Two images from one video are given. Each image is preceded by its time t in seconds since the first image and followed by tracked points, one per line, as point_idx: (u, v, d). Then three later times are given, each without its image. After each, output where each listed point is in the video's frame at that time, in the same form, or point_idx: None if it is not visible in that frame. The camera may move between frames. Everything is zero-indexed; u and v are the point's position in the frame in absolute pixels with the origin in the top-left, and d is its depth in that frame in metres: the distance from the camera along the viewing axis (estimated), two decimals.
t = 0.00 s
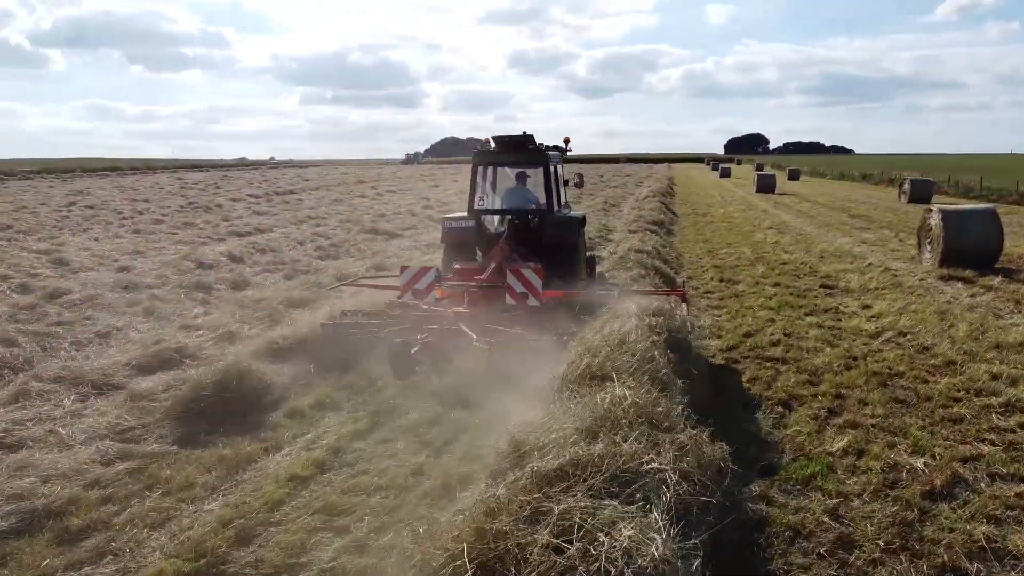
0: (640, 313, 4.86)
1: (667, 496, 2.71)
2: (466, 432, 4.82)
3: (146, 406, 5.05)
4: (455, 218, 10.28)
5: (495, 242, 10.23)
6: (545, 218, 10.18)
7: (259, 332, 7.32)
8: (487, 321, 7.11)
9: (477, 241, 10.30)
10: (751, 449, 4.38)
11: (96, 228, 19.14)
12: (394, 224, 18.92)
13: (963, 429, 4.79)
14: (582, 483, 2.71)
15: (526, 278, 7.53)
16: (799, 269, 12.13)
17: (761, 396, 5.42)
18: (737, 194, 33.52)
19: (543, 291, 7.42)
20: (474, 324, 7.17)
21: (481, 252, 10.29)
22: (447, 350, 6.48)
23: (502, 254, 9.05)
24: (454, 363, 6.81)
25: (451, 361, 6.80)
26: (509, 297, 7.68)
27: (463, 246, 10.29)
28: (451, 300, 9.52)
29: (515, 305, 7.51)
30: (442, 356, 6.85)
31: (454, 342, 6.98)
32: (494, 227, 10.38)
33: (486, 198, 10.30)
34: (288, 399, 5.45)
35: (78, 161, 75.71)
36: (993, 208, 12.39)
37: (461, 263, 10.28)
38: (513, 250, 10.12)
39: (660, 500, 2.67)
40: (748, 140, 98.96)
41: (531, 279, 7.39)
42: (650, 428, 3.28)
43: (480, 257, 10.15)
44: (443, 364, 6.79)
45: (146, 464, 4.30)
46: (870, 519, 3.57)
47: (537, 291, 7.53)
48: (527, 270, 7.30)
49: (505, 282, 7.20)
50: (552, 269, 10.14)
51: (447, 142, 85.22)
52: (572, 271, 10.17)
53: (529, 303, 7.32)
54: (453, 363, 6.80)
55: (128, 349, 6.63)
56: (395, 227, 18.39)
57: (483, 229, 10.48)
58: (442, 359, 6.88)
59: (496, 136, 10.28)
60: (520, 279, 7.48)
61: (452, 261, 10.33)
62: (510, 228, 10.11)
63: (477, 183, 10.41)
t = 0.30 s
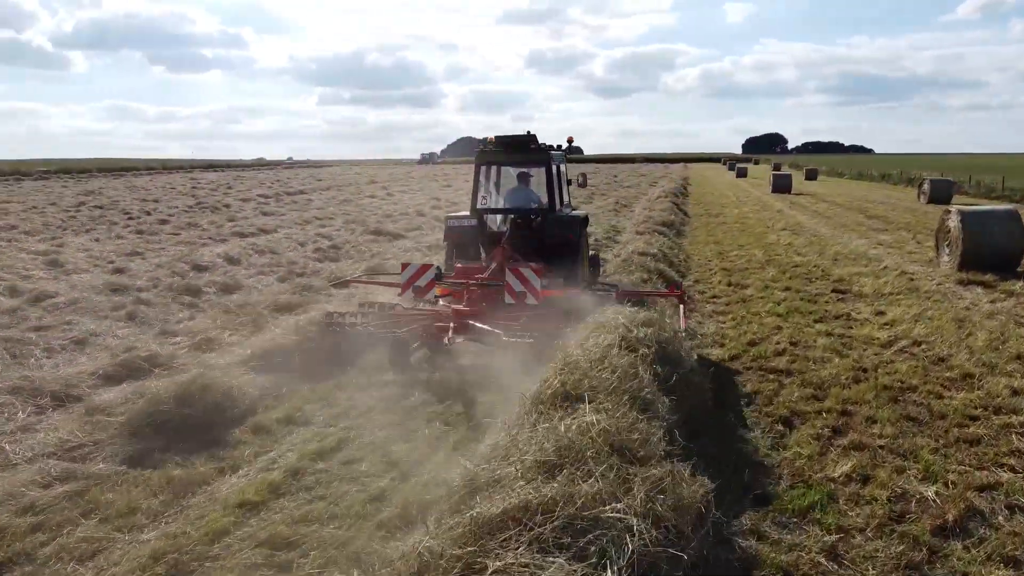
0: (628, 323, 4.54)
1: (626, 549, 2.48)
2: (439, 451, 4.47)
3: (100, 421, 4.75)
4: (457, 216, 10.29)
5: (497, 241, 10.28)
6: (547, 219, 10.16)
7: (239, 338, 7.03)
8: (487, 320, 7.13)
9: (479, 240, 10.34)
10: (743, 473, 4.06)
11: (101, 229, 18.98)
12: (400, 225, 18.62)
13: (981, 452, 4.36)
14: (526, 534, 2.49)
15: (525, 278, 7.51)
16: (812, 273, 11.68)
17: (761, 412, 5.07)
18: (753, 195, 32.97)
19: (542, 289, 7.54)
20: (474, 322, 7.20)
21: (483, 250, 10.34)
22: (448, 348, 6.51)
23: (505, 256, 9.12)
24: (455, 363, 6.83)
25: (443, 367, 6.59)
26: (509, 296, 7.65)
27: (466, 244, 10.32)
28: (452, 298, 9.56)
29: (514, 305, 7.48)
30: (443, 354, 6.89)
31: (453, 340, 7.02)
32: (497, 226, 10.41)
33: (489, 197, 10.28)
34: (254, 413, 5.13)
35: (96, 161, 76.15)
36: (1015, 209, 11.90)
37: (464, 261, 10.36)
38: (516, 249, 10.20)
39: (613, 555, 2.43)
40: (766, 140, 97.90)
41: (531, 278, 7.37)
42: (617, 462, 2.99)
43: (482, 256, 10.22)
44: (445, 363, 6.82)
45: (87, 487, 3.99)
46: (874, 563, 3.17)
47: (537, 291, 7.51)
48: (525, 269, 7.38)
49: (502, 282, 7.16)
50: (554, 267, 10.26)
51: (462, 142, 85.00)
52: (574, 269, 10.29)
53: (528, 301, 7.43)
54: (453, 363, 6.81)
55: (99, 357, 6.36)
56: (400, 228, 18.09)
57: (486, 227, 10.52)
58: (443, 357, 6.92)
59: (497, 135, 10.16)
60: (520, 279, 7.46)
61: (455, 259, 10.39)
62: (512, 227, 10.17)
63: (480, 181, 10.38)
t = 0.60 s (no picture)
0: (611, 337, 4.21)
1: None
2: (406, 474, 4.13)
3: (48, 437, 4.44)
4: (465, 215, 10.59)
5: (503, 239, 10.60)
6: (552, 216, 10.47)
7: (217, 345, 6.72)
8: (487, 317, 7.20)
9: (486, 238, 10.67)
10: (734, 504, 3.67)
11: (103, 230, 18.78)
12: (404, 226, 18.33)
13: (998, 481, 3.97)
14: None
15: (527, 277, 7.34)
16: (824, 277, 11.24)
17: (759, 432, 4.71)
18: (767, 195, 32.45)
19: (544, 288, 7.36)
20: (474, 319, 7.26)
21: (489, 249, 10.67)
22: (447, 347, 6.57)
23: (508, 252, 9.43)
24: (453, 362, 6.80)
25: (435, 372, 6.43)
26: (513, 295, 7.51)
27: (472, 243, 10.64)
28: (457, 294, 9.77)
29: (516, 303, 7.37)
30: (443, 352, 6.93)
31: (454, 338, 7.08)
32: (502, 224, 10.70)
33: (495, 196, 10.63)
34: (212, 428, 4.81)
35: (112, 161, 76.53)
36: None
37: (470, 259, 10.62)
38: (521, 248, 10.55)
39: None
40: (783, 140, 97.00)
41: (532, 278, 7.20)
42: (574, 507, 2.74)
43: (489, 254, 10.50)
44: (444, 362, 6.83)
45: (19, 513, 3.67)
46: None
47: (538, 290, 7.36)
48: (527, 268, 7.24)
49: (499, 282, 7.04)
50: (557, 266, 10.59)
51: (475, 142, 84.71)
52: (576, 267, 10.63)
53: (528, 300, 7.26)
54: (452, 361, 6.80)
55: (66, 365, 6.06)
56: (403, 229, 17.79)
57: (492, 225, 10.80)
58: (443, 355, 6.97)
59: (505, 137, 10.54)
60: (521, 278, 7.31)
61: (462, 257, 10.64)
62: (517, 226, 10.53)
63: (487, 182, 10.76)
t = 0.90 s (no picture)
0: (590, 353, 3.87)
1: None
2: (366, 500, 3.79)
3: None
4: (467, 214, 10.39)
5: (505, 238, 10.41)
6: (554, 216, 10.22)
7: (192, 353, 6.43)
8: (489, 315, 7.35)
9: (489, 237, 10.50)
10: (719, 541, 3.30)
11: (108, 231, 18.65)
12: (409, 227, 18.04)
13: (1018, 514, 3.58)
14: None
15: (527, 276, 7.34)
16: (836, 281, 10.79)
17: (754, 453, 4.35)
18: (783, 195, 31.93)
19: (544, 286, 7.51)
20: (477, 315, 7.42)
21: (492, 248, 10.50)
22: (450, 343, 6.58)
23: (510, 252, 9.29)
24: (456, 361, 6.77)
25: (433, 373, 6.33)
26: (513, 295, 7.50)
27: (475, 242, 10.46)
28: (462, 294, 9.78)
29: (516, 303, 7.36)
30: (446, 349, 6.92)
31: (457, 336, 7.16)
32: (505, 224, 10.49)
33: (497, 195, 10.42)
34: (169, 445, 4.49)
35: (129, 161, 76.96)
36: None
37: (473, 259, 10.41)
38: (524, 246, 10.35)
39: None
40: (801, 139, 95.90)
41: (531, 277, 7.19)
42: (517, 563, 2.44)
43: (491, 254, 10.29)
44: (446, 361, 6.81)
45: None
46: None
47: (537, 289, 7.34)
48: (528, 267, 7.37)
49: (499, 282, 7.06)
50: (560, 264, 10.32)
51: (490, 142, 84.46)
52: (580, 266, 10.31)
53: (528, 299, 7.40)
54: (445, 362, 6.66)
55: (31, 374, 5.80)
56: (408, 230, 17.51)
57: (495, 225, 10.58)
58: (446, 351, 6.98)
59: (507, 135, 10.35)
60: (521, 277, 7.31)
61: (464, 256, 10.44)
62: (520, 224, 10.29)
63: (489, 181, 10.56)
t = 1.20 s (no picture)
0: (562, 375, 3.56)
1: None
2: (316, 534, 3.46)
3: None
4: (471, 214, 10.20)
5: (510, 238, 10.23)
6: (558, 213, 9.99)
7: (164, 362, 6.14)
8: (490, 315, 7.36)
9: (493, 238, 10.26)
10: None
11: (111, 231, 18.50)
12: (414, 228, 17.75)
13: None
14: None
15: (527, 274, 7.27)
16: (849, 286, 10.34)
17: (747, 481, 3.98)
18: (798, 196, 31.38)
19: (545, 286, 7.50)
20: (478, 315, 7.38)
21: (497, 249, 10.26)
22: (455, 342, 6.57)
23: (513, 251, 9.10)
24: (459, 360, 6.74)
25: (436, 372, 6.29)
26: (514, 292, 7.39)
27: (479, 242, 10.27)
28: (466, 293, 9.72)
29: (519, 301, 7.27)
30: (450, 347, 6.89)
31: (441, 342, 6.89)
32: (510, 224, 10.30)
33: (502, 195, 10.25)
34: (115, 467, 4.19)
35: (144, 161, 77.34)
36: None
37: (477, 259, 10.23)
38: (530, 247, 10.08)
39: None
40: (819, 139, 94.86)
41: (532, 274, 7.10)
42: None
43: (496, 254, 10.12)
44: (449, 360, 6.78)
45: None
46: None
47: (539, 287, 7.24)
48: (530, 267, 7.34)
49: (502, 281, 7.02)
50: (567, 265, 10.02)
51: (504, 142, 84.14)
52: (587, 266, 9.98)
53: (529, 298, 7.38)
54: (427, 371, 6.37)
55: None
56: (412, 231, 17.23)
57: (500, 225, 10.40)
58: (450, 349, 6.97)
59: (511, 135, 10.20)
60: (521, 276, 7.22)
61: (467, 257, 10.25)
62: (525, 224, 10.10)
63: (494, 181, 10.40)
